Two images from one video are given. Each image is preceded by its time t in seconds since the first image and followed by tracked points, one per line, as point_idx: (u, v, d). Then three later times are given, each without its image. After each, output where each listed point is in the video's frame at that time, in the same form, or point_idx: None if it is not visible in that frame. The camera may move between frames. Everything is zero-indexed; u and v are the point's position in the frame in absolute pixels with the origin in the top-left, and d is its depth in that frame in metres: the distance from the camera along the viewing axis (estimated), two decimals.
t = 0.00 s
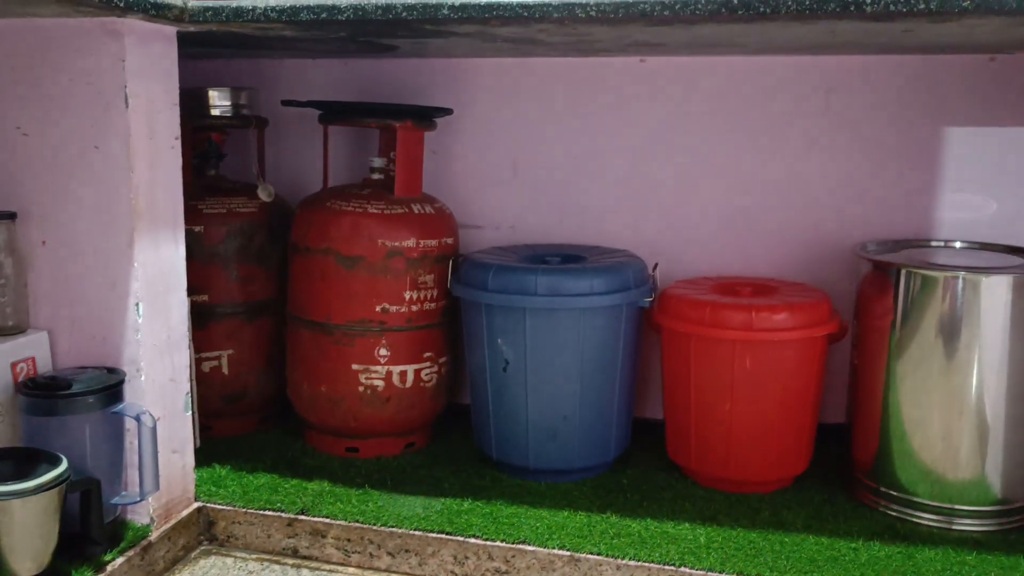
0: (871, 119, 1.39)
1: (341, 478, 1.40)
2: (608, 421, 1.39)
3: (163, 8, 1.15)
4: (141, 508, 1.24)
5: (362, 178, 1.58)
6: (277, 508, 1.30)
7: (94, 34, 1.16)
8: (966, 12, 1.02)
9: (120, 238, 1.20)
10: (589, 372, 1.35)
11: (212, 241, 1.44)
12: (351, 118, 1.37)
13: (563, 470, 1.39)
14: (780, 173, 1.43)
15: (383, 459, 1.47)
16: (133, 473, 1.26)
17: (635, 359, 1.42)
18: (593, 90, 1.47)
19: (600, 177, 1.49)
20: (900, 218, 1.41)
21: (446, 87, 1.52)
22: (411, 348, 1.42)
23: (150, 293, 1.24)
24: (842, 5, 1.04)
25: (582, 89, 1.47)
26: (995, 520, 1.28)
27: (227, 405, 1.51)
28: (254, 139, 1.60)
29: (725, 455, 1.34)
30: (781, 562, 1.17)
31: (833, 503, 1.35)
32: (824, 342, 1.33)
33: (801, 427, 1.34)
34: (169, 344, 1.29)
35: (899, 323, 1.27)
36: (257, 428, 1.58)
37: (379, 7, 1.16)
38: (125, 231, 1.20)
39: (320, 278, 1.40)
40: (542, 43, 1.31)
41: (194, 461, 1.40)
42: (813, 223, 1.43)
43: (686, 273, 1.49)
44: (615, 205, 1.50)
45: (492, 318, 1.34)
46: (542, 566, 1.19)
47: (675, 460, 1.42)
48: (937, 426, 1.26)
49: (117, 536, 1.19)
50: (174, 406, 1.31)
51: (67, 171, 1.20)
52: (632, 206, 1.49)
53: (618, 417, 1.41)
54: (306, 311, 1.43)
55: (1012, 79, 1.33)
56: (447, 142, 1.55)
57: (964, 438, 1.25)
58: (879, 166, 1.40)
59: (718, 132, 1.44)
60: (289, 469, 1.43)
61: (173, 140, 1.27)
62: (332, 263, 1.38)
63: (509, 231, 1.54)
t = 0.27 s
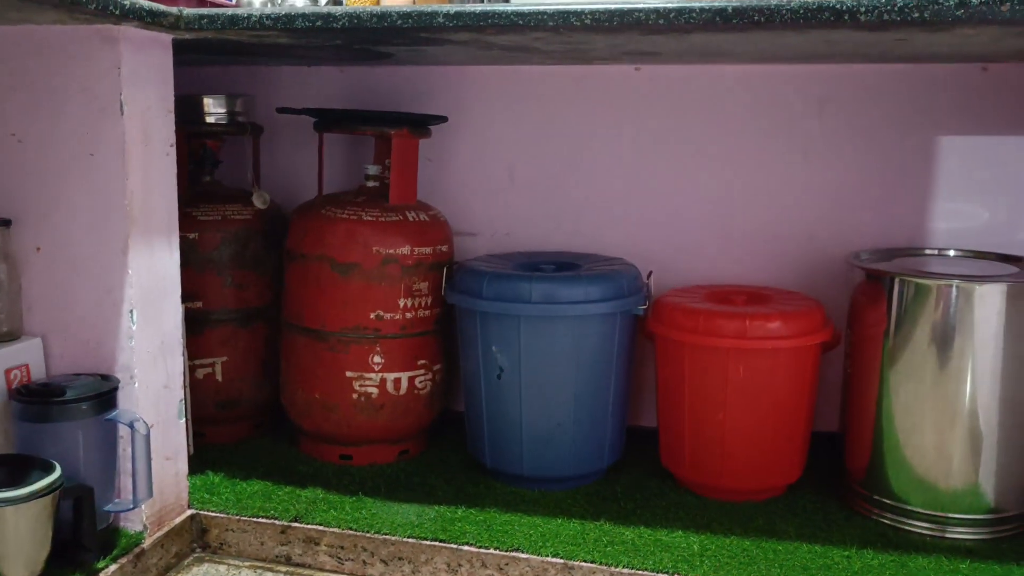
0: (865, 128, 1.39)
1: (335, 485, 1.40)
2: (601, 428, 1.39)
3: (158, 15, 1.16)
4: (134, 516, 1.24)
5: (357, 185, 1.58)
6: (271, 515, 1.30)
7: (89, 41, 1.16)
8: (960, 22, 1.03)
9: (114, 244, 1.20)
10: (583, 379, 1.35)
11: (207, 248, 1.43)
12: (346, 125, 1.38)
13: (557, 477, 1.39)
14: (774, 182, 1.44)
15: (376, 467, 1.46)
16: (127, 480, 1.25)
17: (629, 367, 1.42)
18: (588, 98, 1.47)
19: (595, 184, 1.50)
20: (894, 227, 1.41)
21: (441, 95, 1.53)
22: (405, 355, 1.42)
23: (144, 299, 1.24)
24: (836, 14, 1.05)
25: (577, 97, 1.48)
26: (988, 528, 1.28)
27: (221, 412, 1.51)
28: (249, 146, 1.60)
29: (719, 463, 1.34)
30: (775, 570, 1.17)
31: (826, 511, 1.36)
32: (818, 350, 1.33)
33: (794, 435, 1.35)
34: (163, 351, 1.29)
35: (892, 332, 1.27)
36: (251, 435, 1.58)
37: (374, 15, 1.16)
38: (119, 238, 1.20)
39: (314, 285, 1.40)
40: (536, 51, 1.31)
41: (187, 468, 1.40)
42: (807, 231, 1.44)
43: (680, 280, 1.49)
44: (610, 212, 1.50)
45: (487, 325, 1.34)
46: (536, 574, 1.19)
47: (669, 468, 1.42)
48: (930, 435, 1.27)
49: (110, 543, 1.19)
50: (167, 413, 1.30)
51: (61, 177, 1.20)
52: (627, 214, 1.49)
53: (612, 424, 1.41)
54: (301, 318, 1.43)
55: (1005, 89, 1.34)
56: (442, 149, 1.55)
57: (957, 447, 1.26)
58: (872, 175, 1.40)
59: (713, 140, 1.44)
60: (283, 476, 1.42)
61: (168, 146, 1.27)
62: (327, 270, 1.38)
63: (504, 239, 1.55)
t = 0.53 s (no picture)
0: (861, 131, 1.39)
1: (331, 489, 1.40)
2: (597, 432, 1.39)
3: (155, 20, 1.16)
4: (130, 520, 1.24)
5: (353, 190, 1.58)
6: (267, 519, 1.30)
7: (85, 45, 1.16)
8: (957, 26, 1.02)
9: (110, 249, 1.20)
10: (579, 383, 1.34)
11: (203, 252, 1.44)
12: (342, 129, 1.38)
13: (553, 482, 1.38)
14: (770, 186, 1.43)
15: (372, 471, 1.46)
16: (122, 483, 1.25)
17: (624, 371, 1.42)
18: (584, 101, 1.47)
19: (591, 188, 1.49)
20: (890, 231, 1.41)
21: (437, 99, 1.53)
22: (401, 359, 1.42)
23: (140, 303, 1.24)
24: (833, 18, 1.04)
25: (573, 101, 1.47)
26: (986, 533, 1.28)
27: (217, 416, 1.51)
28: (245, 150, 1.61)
29: (715, 467, 1.34)
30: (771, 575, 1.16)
31: (823, 516, 1.35)
32: (814, 355, 1.33)
33: (790, 440, 1.34)
34: (159, 355, 1.29)
35: (888, 336, 1.27)
36: (247, 439, 1.58)
37: (369, 19, 1.15)
38: (115, 242, 1.20)
39: (310, 289, 1.40)
40: (532, 55, 1.31)
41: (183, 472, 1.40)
42: (803, 235, 1.44)
43: (676, 284, 1.49)
44: (606, 217, 1.50)
45: (483, 329, 1.34)
46: None
47: (665, 472, 1.42)
48: (927, 440, 1.26)
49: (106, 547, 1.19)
50: (163, 417, 1.30)
51: (56, 182, 1.20)
52: (623, 218, 1.49)
53: (608, 429, 1.41)
54: (296, 322, 1.43)
55: (1002, 92, 1.33)
56: (438, 154, 1.55)
57: (954, 452, 1.25)
58: (868, 178, 1.40)
59: (709, 144, 1.44)
60: (278, 480, 1.42)
61: (164, 150, 1.27)
62: (323, 274, 1.38)
63: (500, 243, 1.54)
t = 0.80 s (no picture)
0: (865, 131, 1.39)
1: (334, 489, 1.40)
2: (601, 433, 1.39)
3: (159, 20, 1.16)
4: (133, 519, 1.24)
5: (356, 189, 1.58)
6: (269, 519, 1.30)
7: (88, 45, 1.16)
8: (961, 27, 1.02)
9: (113, 248, 1.20)
10: (582, 384, 1.34)
11: (206, 251, 1.44)
12: (345, 129, 1.37)
13: (556, 482, 1.38)
14: (774, 186, 1.43)
15: (375, 471, 1.46)
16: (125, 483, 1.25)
17: (628, 371, 1.42)
18: (587, 101, 1.47)
19: (594, 188, 1.49)
20: (894, 231, 1.40)
21: (440, 99, 1.52)
22: (404, 359, 1.42)
23: (143, 303, 1.24)
24: (837, 19, 1.04)
25: (576, 100, 1.47)
26: (990, 534, 1.27)
27: (219, 415, 1.51)
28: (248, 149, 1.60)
29: (718, 468, 1.34)
30: None
31: (827, 517, 1.35)
32: (818, 356, 1.33)
33: (794, 441, 1.34)
34: (162, 355, 1.29)
35: (893, 337, 1.27)
36: (249, 439, 1.58)
37: (372, 19, 1.15)
38: (117, 242, 1.19)
39: (313, 289, 1.40)
40: (535, 55, 1.31)
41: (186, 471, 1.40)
42: (807, 236, 1.43)
43: (679, 284, 1.49)
44: (609, 217, 1.49)
45: (486, 329, 1.34)
46: None
47: (668, 473, 1.41)
48: (931, 441, 1.26)
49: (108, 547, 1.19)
50: (166, 417, 1.30)
51: (60, 182, 1.20)
52: (626, 218, 1.49)
53: (611, 429, 1.41)
54: (299, 322, 1.43)
55: (1008, 92, 1.33)
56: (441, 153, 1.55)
57: (958, 453, 1.25)
58: (873, 179, 1.40)
59: (713, 144, 1.44)
60: (281, 480, 1.42)
61: (168, 150, 1.27)
62: (326, 274, 1.38)
63: (503, 243, 1.54)
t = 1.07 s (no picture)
0: (863, 136, 1.39)
1: (332, 492, 1.39)
2: (599, 437, 1.39)
3: (158, 24, 1.16)
4: (130, 523, 1.23)
5: (356, 192, 1.58)
6: (268, 523, 1.30)
7: (88, 48, 1.16)
8: (955, 33, 1.04)
9: (112, 252, 1.20)
10: (581, 387, 1.34)
11: (206, 255, 1.44)
12: (346, 132, 1.38)
13: (555, 486, 1.38)
14: (772, 191, 1.43)
15: (374, 474, 1.46)
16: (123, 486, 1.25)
17: (626, 375, 1.42)
18: (587, 105, 1.47)
19: (593, 193, 1.49)
20: (893, 236, 1.41)
21: (440, 103, 1.53)
22: (403, 363, 1.42)
23: (142, 306, 1.24)
24: (833, 25, 1.06)
25: (576, 105, 1.48)
26: (987, 539, 1.28)
27: (218, 418, 1.51)
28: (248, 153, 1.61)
29: (717, 472, 1.34)
30: None
31: (825, 522, 1.35)
32: (817, 360, 1.33)
33: (792, 445, 1.34)
34: (161, 358, 1.29)
35: (891, 341, 1.27)
36: (249, 442, 1.58)
37: (371, 24, 1.16)
38: (116, 245, 1.19)
39: (313, 293, 1.40)
40: (534, 59, 1.31)
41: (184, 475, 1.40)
42: (806, 240, 1.44)
43: (678, 289, 1.49)
44: (608, 221, 1.50)
45: (485, 333, 1.34)
46: None
47: (667, 477, 1.41)
48: (929, 445, 1.26)
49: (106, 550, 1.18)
50: (165, 420, 1.30)
51: (59, 184, 1.20)
52: (625, 222, 1.49)
53: (610, 433, 1.41)
54: (299, 325, 1.43)
55: (1005, 98, 1.34)
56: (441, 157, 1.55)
57: (956, 457, 1.25)
58: (871, 183, 1.40)
59: (712, 149, 1.44)
60: (280, 483, 1.42)
61: (167, 153, 1.27)
62: (325, 277, 1.38)
63: (502, 247, 1.54)
